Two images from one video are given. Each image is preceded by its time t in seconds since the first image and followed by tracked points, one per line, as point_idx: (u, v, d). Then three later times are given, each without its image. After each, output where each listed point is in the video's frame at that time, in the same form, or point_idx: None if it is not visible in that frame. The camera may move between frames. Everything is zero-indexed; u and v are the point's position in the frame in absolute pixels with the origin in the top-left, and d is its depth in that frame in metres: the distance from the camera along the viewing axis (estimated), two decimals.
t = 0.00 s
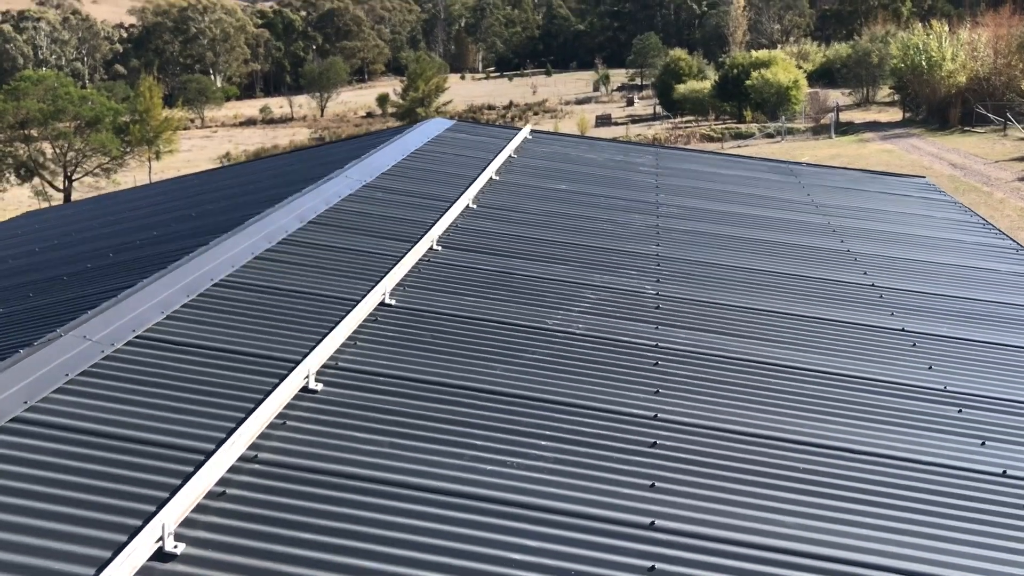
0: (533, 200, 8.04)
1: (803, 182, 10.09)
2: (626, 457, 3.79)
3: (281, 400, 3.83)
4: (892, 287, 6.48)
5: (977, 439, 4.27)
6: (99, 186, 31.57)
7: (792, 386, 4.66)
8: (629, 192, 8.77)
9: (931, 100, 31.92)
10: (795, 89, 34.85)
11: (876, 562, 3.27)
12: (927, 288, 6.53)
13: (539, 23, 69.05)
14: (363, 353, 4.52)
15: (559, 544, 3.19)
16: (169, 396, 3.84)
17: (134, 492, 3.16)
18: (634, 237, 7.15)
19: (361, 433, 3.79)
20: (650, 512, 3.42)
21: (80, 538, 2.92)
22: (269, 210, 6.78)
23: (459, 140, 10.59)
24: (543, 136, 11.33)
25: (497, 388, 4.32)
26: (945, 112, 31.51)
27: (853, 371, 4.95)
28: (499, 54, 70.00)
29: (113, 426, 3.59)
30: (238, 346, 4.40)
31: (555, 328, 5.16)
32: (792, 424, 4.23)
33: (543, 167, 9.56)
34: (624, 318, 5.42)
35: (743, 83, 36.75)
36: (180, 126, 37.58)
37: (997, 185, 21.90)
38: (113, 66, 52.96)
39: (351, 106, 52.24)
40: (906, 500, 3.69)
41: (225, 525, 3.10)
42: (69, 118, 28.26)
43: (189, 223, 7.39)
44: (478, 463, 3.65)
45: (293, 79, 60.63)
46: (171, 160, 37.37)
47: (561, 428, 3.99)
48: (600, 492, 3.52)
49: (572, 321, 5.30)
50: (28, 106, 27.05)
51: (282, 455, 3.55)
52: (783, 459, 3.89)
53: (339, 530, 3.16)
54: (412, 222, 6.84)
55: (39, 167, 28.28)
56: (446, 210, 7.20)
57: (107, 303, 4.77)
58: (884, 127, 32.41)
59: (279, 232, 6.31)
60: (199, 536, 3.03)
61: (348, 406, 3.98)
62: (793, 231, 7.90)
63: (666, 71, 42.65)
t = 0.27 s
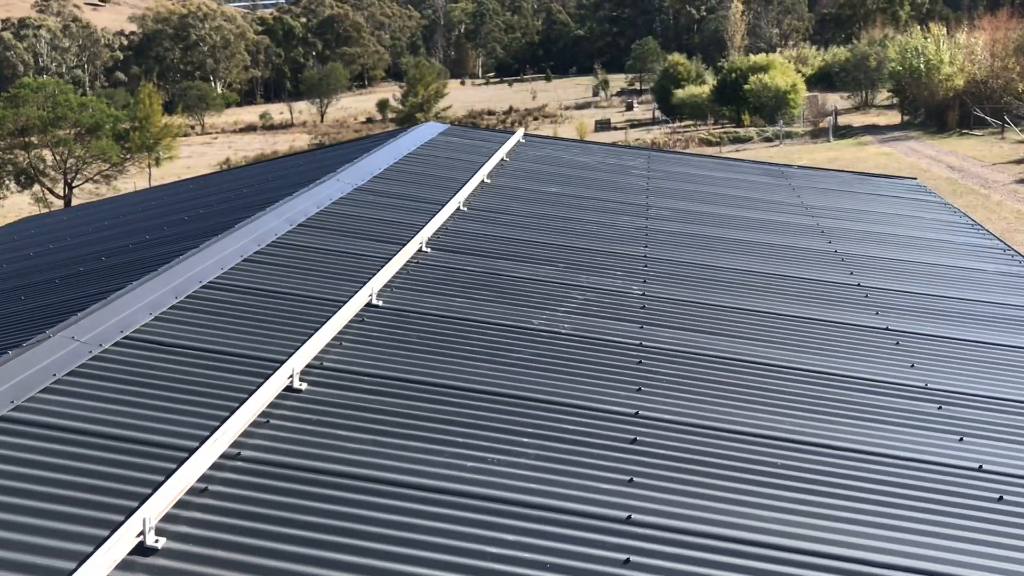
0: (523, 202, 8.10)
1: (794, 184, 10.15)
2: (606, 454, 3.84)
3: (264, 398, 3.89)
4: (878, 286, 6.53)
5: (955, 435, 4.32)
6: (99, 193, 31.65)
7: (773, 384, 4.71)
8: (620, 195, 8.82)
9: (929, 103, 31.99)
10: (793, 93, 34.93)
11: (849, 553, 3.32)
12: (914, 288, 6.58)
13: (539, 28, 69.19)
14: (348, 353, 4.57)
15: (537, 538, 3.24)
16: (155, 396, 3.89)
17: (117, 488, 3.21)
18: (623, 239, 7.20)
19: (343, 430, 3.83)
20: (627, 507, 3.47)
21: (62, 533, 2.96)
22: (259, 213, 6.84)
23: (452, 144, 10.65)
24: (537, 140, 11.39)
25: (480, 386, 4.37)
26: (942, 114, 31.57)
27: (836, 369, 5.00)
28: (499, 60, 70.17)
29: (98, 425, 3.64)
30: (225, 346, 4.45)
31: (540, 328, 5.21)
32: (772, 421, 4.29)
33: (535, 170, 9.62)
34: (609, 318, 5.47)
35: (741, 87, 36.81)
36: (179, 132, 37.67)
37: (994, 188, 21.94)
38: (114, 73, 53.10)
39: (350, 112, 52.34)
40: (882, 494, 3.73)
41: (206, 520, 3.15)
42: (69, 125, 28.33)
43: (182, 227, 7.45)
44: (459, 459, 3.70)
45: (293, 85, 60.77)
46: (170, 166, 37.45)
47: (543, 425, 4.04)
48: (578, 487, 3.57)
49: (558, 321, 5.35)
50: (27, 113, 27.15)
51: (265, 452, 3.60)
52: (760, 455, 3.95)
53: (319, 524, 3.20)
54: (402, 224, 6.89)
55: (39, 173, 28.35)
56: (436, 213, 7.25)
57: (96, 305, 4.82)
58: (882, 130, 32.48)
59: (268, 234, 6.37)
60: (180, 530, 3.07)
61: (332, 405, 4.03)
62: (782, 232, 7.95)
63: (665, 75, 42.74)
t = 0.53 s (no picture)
0: (514, 201, 8.14)
1: (785, 180, 10.20)
2: (591, 447, 3.88)
3: (252, 395, 3.93)
4: (866, 282, 6.58)
5: (938, 427, 4.36)
6: (95, 195, 31.67)
7: (758, 378, 4.76)
8: (612, 192, 8.87)
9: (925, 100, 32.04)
10: (788, 90, 34.97)
11: (830, 543, 3.36)
12: (902, 283, 6.62)
13: (535, 27, 69.27)
14: (337, 350, 4.61)
15: (522, 531, 3.27)
16: (143, 392, 3.92)
17: (104, 483, 3.24)
18: (613, 236, 7.25)
19: (330, 426, 3.87)
20: (611, 499, 3.51)
21: (49, 528, 2.99)
22: (251, 212, 6.87)
23: (444, 143, 10.70)
24: (529, 139, 11.43)
25: (468, 382, 4.41)
26: (937, 111, 31.63)
27: (823, 363, 5.04)
28: (495, 59, 70.17)
29: (86, 422, 3.67)
30: (213, 344, 4.48)
31: (528, 324, 5.25)
32: (756, 414, 4.33)
33: (526, 168, 9.66)
34: (598, 315, 5.51)
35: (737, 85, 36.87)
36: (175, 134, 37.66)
37: (989, 184, 22.00)
38: (110, 75, 53.11)
39: (346, 112, 52.33)
40: (863, 485, 3.78)
41: (193, 514, 3.17)
42: (65, 126, 28.30)
43: (175, 227, 7.48)
44: (445, 454, 3.74)
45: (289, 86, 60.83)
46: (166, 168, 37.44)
47: (528, 420, 4.08)
48: (562, 481, 3.61)
49: (546, 318, 5.39)
50: (23, 115, 27.13)
51: (252, 448, 3.63)
52: (744, 448, 3.99)
53: (305, 518, 3.23)
54: (392, 223, 6.93)
55: (35, 175, 28.34)
56: (426, 211, 7.29)
57: (87, 304, 4.86)
58: (877, 127, 32.56)
59: (259, 234, 6.40)
60: (166, 524, 3.10)
61: (319, 400, 4.07)
62: (772, 229, 8.00)
63: (661, 74, 42.79)
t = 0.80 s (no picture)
0: (510, 198, 8.16)
1: (781, 176, 10.22)
2: (583, 442, 3.91)
3: (246, 393, 3.95)
4: (860, 277, 6.60)
5: (930, 420, 4.38)
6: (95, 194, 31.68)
7: (751, 372, 4.78)
8: (608, 189, 8.89)
9: (923, 94, 32.04)
10: (787, 86, 34.97)
11: (820, 536, 3.38)
12: (896, 277, 6.64)
13: (534, 24, 69.23)
14: (332, 348, 4.64)
15: (513, 525, 3.30)
16: (138, 391, 3.95)
17: (99, 481, 3.26)
18: (608, 233, 7.27)
19: (324, 423, 3.90)
20: (602, 494, 3.54)
21: (43, 525, 3.02)
22: (247, 212, 6.89)
23: (441, 141, 10.72)
24: (526, 136, 11.45)
25: (462, 378, 4.44)
26: (936, 106, 31.61)
27: (816, 358, 5.06)
28: (494, 57, 70.16)
29: (80, 421, 3.70)
30: (209, 343, 4.51)
31: (522, 321, 5.28)
32: (748, 409, 4.35)
33: (523, 165, 9.68)
34: (592, 311, 5.54)
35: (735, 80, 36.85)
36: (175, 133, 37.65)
37: (988, 178, 22.01)
38: (109, 75, 53.11)
39: (346, 111, 52.31)
40: (853, 478, 3.80)
41: (187, 512, 3.20)
42: (65, 127, 28.30)
43: (172, 226, 7.50)
44: (438, 450, 3.77)
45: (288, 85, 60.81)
46: (166, 167, 37.45)
47: (521, 416, 4.11)
48: (553, 476, 3.64)
49: (540, 314, 5.42)
50: (23, 115, 27.13)
51: (246, 445, 3.65)
52: (735, 442, 4.02)
53: (298, 514, 3.26)
54: (388, 221, 6.95)
55: (35, 176, 28.36)
56: (422, 209, 7.31)
57: (83, 304, 4.88)
58: (876, 122, 32.56)
59: (255, 233, 6.42)
60: (160, 522, 3.13)
61: (313, 398, 4.10)
62: (767, 224, 8.02)
63: (659, 70, 42.79)
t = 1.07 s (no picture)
0: (510, 194, 8.14)
1: (782, 170, 10.20)
2: (582, 439, 3.90)
3: (244, 390, 3.94)
4: (861, 271, 6.58)
5: (930, 415, 4.37)
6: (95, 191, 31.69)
7: (750, 368, 4.77)
8: (608, 184, 8.86)
9: (926, 87, 31.96)
10: (789, 80, 34.87)
11: (819, 530, 3.37)
12: (897, 272, 6.62)
13: (535, 19, 69.14)
14: (330, 344, 4.62)
15: (511, 522, 3.30)
16: (135, 388, 3.95)
17: (96, 479, 3.25)
18: (608, 228, 7.25)
19: (322, 420, 3.89)
20: (601, 490, 3.53)
21: (40, 524, 3.01)
22: (245, 208, 6.87)
23: (440, 136, 10.70)
24: (525, 131, 11.43)
25: (460, 375, 4.43)
26: (938, 99, 31.53)
27: (816, 352, 5.05)
28: (494, 51, 70.04)
29: (77, 418, 3.69)
30: (206, 340, 4.50)
31: (522, 317, 5.26)
32: (748, 404, 4.34)
33: (522, 161, 9.66)
34: (591, 306, 5.52)
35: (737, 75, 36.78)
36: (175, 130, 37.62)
37: (990, 171, 21.95)
38: (110, 72, 53.11)
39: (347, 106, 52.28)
40: (853, 473, 3.79)
41: (184, 509, 3.19)
42: (65, 124, 28.28)
43: (171, 223, 7.48)
44: (436, 446, 3.76)
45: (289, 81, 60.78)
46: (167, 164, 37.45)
47: (519, 412, 4.10)
48: (553, 472, 3.62)
49: (539, 310, 5.40)
50: (23, 113, 27.11)
51: (244, 442, 3.65)
52: (734, 437, 4.01)
53: (296, 511, 3.25)
54: (387, 217, 6.94)
55: (36, 173, 28.36)
56: (421, 205, 7.30)
57: (81, 302, 4.87)
58: (878, 116, 32.49)
59: (253, 229, 6.41)
60: (158, 519, 3.12)
61: (311, 395, 4.09)
62: (767, 219, 8.00)
63: (661, 64, 42.73)
